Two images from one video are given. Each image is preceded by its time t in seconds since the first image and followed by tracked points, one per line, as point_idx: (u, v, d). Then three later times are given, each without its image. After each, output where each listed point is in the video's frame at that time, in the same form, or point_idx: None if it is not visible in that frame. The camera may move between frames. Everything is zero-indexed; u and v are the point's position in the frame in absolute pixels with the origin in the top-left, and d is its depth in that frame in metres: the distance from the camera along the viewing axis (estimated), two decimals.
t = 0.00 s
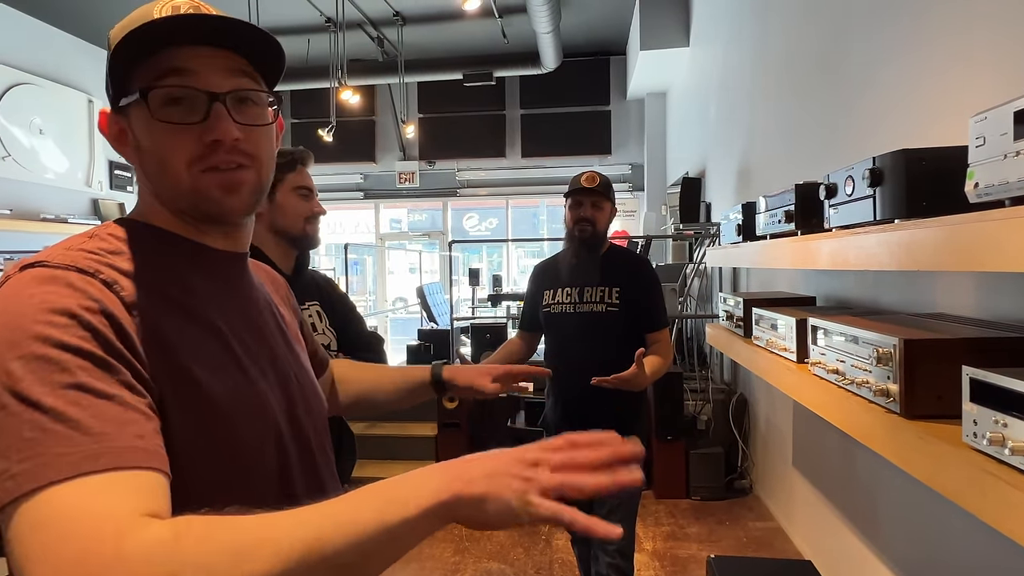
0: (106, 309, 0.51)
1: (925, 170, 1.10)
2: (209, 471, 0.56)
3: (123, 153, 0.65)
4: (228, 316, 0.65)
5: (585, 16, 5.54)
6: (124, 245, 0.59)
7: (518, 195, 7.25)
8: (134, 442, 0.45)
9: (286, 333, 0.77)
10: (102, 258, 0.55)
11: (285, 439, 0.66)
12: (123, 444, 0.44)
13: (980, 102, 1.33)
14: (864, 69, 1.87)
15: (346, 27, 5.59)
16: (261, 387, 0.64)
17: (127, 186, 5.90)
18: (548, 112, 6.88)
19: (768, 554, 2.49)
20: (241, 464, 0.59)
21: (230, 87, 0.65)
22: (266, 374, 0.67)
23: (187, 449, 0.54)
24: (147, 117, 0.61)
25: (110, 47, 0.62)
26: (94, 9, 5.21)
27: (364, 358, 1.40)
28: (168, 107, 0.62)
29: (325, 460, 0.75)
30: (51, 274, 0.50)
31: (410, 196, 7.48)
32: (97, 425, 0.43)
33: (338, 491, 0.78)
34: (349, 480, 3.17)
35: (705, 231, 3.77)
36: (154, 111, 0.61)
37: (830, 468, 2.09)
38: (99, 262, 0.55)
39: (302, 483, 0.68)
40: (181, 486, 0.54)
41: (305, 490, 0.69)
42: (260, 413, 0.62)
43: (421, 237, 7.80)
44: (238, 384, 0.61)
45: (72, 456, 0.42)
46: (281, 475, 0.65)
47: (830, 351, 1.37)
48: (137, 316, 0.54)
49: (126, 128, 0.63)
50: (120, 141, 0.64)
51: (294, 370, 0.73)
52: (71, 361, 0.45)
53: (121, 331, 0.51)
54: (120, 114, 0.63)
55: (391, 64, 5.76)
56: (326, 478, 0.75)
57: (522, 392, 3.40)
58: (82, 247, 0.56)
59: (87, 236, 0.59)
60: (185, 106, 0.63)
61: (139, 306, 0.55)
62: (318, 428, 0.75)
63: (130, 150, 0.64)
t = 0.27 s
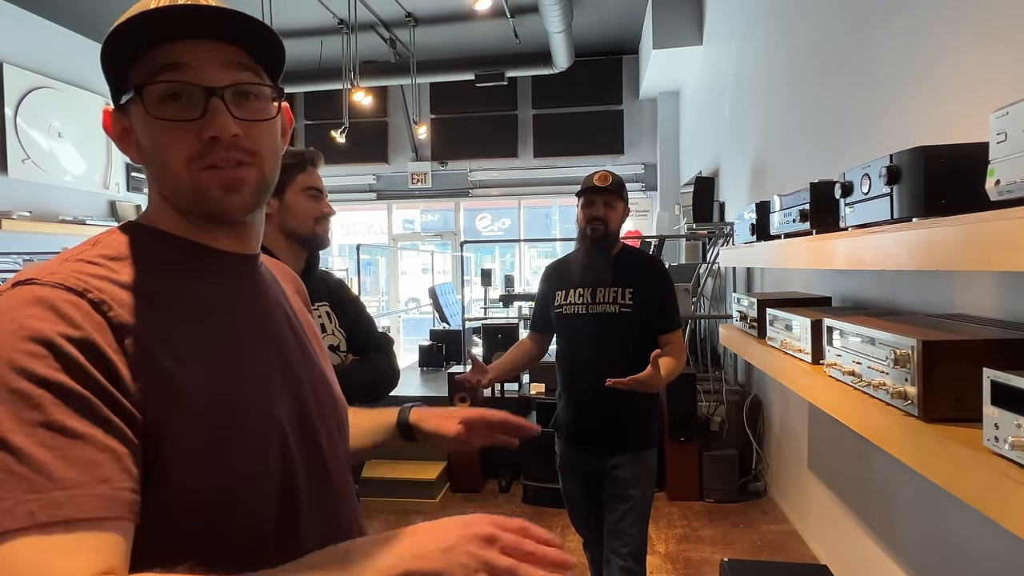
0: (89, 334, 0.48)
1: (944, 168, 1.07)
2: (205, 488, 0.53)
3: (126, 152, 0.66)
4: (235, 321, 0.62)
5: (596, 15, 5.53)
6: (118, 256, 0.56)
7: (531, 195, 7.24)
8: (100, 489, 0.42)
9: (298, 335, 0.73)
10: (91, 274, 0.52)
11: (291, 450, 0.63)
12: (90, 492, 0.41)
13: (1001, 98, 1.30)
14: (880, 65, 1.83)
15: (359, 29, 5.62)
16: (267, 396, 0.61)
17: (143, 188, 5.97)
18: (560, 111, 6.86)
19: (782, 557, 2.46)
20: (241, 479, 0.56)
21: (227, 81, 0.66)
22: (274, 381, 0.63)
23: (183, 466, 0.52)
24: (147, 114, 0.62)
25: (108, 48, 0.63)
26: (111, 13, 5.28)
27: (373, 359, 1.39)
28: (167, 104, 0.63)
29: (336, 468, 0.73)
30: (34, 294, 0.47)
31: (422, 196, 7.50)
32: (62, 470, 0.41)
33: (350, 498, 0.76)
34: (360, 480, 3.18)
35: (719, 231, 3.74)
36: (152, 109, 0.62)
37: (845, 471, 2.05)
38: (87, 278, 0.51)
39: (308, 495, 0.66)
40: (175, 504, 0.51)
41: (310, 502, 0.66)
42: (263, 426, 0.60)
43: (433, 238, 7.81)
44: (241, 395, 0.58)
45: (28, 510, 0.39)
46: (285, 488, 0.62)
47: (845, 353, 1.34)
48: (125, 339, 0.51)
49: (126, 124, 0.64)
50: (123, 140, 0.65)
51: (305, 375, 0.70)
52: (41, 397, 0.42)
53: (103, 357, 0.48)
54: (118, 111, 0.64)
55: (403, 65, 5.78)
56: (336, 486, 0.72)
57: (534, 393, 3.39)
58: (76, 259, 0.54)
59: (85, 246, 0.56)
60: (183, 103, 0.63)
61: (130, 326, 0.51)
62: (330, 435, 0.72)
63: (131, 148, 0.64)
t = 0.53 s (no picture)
0: (103, 363, 0.47)
1: (963, 168, 1.05)
2: (198, 512, 0.54)
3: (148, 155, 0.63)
4: (247, 335, 0.61)
5: (608, 16, 5.51)
6: (135, 264, 0.54)
7: (542, 197, 7.23)
8: (91, 533, 0.43)
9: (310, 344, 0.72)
10: (109, 289, 0.51)
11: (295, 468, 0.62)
12: (67, 535, 0.43)
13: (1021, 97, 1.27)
14: (896, 64, 1.81)
15: (371, 32, 5.65)
16: (271, 417, 0.60)
17: (158, 191, 6.04)
18: (572, 113, 6.84)
19: (797, 563, 2.42)
20: (236, 503, 0.56)
21: (261, 90, 0.65)
22: (281, 398, 0.62)
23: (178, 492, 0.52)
24: (178, 114, 0.61)
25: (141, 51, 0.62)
26: (127, 19, 5.35)
27: (383, 362, 1.39)
28: (198, 109, 0.61)
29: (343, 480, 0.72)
30: (51, 315, 0.46)
31: (434, 199, 7.51)
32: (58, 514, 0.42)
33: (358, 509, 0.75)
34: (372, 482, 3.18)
35: (732, 232, 3.70)
36: (184, 112, 0.61)
37: (862, 477, 2.02)
38: (106, 293, 0.50)
39: (311, 513, 0.65)
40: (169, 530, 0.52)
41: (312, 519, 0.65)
42: (264, 447, 0.59)
43: (445, 240, 7.82)
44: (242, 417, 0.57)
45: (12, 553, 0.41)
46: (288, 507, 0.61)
47: (861, 356, 1.32)
48: (144, 364, 0.50)
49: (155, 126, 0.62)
50: (147, 142, 0.63)
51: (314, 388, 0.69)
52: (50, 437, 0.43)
53: (117, 386, 0.47)
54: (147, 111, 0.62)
55: (415, 68, 5.80)
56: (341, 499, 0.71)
57: (545, 396, 3.38)
58: (93, 270, 0.52)
59: (99, 255, 0.55)
60: (215, 109, 0.62)
61: (147, 349, 0.50)
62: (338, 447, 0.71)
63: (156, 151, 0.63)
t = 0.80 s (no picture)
0: (80, 381, 0.48)
1: (980, 168, 1.03)
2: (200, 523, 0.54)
3: (169, 142, 0.61)
4: (237, 344, 0.61)
5: (618, 16, 5.48)
6: (127, 278, 0.56)
7: (552, 198, 7.21)
8: (90, 550, 0.45)
9: (307, 348, 0.72)
10: (86, 305, 0.52)
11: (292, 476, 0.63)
12: (79, 555, 0.45)
13: None
14: (909, 62, 1.78)
15: (381, 34, 5.66)
16: (265, 426, 0.61)
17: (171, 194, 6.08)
18: (582, 113, 6.82)
19: (811, 568, 2.39)
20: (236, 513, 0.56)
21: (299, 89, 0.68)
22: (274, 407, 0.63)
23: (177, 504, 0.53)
24: (208, 106, 0.60)
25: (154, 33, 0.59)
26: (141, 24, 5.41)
27: (390, 364, 1.38)
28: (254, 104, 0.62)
29: (344, 483, 0.72)
30: (25, 335, 0.48)
31: (444, 200, 7.52)
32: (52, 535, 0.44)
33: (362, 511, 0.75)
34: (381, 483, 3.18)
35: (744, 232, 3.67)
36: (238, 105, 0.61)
37: (875, 481, 1.99)
38: (82, 309, 0.52)
39: (311, 518, 0.66)
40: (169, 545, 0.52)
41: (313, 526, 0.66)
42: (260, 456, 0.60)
43: (455, 241, 7.82)
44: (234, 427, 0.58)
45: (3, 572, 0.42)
46: (286, 514, 0.62)
47: (875, 359, 1.30)
48: (123, 377, 0.51)
49: (170, 116, 0.60)
50: (152, 132, 0.61)
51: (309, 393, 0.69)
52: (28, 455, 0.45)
53: (94, 402, 0.48)
54: (159, 99, 0.60)
55: (425, 69, 5.80)
56: (345, 501, 0.71)
57: (555, 398, 3.36)
58: (69, 284, 0.54)
59: (79, 268, 0.56)
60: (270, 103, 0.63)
61: (125, 361, 0.52)
62: (337, 451, 0.71)
63: (167, 142, 0.61)
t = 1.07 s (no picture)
0: (91, 419, 0.48)
1: (996, 166, 1.00)
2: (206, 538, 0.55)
3: (236, 135, 0.61)
4: (235, 358, 0.62)
5: (627, 16, 5.46)
6: (132, 290, 0.56)
7: (562, 199, 7.19)
8: None
9: (306, 355, 0.72)
10: (94, 324, 0.51)
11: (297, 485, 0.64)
12: None
13: None
14: (921, 60, 1.75)
15: (389, 36, 5.68)
16: (264, 439, 0.61)
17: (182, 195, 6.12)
18: (591, 114, 6.80)
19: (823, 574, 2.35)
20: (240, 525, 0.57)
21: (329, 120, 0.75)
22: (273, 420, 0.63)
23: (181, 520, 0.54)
24: (296, 113, 0.64)
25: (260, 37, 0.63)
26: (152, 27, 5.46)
27: (396, 365, 1.38)
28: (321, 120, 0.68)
29: (351, 487, 0.73)
30: (34, 362, 0.47)
31: (453, 201, 7.53)
32: None
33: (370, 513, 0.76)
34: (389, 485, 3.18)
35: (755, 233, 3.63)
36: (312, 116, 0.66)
37: (890, 487, 1.95)
38: (92, 330, 0.51)
39: (319, 524, 0.66)
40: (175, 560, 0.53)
41: (322, 532, 0.66)
42: (260, 468, 0.60)
43: (464, 242, 7.81)
44: (231, 442, 0.59)
45: None
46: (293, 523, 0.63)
47: (888, 362, 1.27)
48: (135, 408, 0.51)
49: (259, 112, 0.62)
50: (233, 122, 0.60)
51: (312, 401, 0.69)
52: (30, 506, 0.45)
53: (104, 441, 0.49)
54: (253, 95, 0.61)
55: (433, 70, 5.81)
56: (352, 505, 0.72)
57: (563, 400, 3.34)
58: (74, 296, 0.53)
59: (81, 275, 0.56)
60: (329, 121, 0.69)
61: (137, 389, 0.52)
62: (341, 456, 0.72)
63: (249, 136, 0.61)
